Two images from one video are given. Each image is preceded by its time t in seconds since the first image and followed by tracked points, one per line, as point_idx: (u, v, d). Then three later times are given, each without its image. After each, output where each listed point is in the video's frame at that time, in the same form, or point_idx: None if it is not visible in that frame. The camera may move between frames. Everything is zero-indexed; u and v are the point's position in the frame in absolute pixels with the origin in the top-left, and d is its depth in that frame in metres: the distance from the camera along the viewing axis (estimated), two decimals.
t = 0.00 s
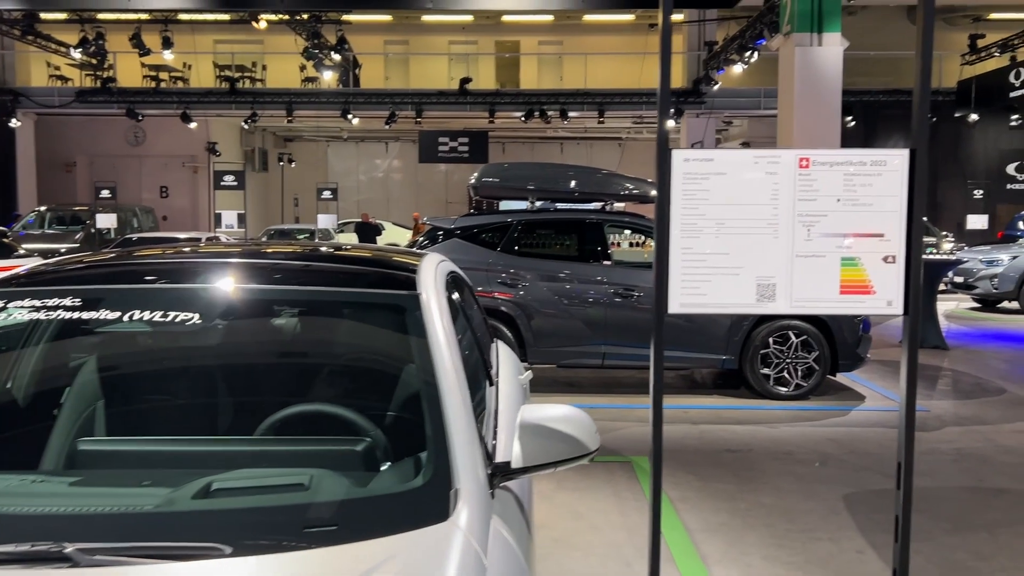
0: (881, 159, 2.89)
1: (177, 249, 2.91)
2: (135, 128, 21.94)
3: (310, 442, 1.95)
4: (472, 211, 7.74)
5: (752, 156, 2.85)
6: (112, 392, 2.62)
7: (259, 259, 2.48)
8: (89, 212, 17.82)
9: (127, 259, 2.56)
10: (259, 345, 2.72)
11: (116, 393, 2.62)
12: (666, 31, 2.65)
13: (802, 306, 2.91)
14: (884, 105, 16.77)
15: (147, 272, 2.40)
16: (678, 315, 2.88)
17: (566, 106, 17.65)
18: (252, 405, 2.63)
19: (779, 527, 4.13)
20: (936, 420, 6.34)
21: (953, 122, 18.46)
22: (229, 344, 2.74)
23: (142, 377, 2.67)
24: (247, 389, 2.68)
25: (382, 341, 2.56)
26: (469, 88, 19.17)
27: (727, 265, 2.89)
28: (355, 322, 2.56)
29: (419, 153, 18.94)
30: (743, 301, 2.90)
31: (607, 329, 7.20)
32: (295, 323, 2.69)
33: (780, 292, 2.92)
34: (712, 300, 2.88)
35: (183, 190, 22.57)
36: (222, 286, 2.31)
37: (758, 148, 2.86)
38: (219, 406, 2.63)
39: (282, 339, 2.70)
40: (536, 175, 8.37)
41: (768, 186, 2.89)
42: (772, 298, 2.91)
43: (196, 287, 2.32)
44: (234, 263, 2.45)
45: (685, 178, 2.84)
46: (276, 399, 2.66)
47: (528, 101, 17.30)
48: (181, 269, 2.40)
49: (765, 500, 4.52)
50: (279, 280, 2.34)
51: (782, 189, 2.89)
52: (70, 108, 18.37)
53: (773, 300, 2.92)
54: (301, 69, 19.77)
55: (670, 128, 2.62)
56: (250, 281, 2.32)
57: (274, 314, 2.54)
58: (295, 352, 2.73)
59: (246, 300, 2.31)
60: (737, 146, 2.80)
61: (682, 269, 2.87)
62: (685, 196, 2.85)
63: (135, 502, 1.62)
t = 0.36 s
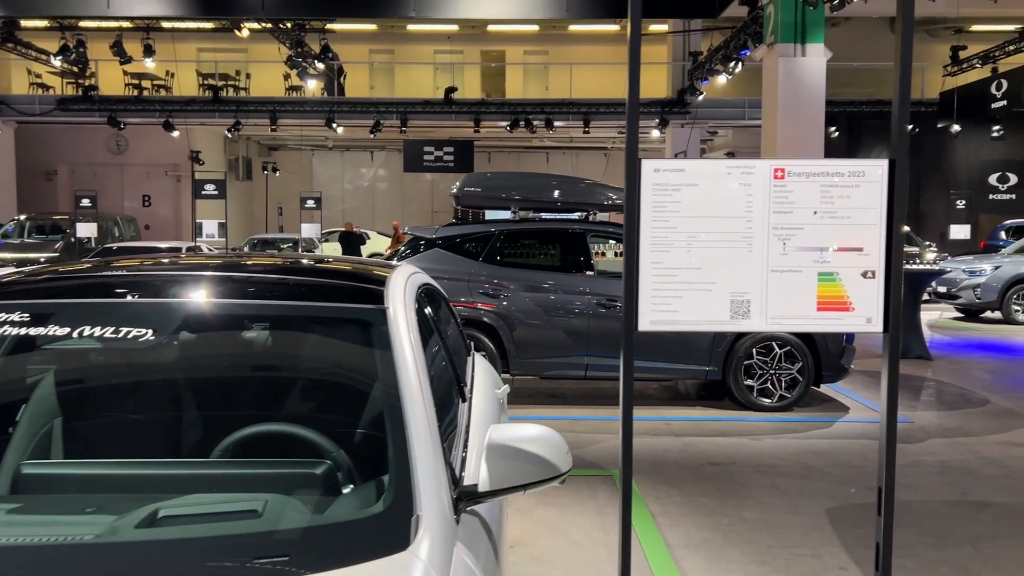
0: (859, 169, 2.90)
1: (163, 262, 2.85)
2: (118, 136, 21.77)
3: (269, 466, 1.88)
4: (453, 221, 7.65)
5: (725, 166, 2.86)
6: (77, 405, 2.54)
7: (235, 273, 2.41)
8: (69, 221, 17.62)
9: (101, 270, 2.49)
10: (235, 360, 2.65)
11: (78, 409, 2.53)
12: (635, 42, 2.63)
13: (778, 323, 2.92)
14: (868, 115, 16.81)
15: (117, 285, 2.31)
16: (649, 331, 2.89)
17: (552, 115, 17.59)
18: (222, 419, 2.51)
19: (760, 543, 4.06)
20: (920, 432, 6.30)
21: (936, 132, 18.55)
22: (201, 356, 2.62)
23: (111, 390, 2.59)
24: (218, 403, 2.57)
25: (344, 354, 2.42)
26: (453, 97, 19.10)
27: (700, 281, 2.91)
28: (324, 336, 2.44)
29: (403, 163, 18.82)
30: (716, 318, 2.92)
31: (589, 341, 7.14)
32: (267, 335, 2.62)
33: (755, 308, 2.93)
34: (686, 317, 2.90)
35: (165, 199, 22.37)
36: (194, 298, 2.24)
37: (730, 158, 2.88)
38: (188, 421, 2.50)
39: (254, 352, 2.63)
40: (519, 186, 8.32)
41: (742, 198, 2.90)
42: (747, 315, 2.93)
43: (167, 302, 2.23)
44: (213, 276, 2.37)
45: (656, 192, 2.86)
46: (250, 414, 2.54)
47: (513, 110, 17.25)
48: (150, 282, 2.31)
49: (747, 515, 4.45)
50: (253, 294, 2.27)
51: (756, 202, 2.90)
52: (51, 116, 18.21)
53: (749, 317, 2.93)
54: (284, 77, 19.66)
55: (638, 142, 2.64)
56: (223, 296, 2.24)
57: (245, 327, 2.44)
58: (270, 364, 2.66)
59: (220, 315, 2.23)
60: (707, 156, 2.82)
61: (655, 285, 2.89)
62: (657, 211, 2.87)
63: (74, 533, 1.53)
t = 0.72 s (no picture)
0: (839, 176, 2.88)
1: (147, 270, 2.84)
2: (101, 144, 21.61)
3: (224, 489, 1.82)
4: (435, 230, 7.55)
5: (697, 174, 2.84)
6: (36, 417, 2.44)
7: (211, 284, 2.37)
8: (50, 229, 17.44)
9: (77, 279, 2.46)
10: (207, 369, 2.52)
11: (31, 425, 2.42)
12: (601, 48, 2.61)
13: (752, 339, 2.90)
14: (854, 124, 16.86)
15: (87, 295, 2.27)
16: (617, 348, 2.86)
17: (538, 124, 17.53)
18: (189, 431, 2.35)
19: (744, 557, 3.98)
20: (905, 442, 6.25)
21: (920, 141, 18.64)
22: (170, 366, 2.48)
23: (73, 401, 2.48)
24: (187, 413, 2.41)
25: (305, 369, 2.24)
26: (440, 105, 19.04)
27: (671, 294, 2.87)
28: (291, 349, 2.27)
29: (389, 170, 18.72)
30: (689, 333, 2.89)
31: (573, 351, 7.06)
32: (236, 348, 2.53)
33: (729, 322, 2.90)
34: (656, 332, 2.87)
35: (150, 206, 22.18)
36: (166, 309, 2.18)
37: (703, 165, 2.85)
38: (152, 433, 2.35)
39: (223, 363, 2.53)
40: (503, 194, 8.25)
41: (715, 207, 2.88)
42: (720, 330, 2.90)
43: (139, 315, 2.16)
44: (191, 286, 2.33)
45: (624, 202, 2.83)
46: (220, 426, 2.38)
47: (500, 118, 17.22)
48: (122, 293, 2.28)
49: (730, 529, 4.37)
50: (226, 304, 2.22)
51: (730, 211, 2.88)
52: (33, 124, 18.05)
53: (722, 332, 2.91)
54: (270, 85, 19.54)
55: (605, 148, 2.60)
56: (197, 308, 2.19)
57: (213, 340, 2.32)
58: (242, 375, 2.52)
59: (193, 328, 2.17)
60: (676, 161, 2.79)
61: (624, 298, 2.85)
62: (626, 221, 2.84)
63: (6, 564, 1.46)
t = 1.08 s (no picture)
0: (813, 180, 2.82)
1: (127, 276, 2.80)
2: (86, 151, 21.41)
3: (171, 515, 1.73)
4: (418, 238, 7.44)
5: (663, 178, 2.79)
6: None
7: (186, 295, 2.31)
8: (32, 236, 17.24)
9: (51, 288, 2.41)
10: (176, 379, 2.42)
11: None
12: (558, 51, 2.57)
13: (723, 353, 2.83)
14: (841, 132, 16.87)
15: (56, 305, 2.20)
16: (579, 363, 2.78)
17: (526, 132, 17.44)
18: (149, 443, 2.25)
19: (728, 573, 3.88)
20: (892, 453, 6.18)
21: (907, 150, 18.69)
22: (135, 375, 2.38)
23: (11, 415, 2.35)
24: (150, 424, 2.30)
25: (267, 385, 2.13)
26: (428, 112, 18.95)
27: (635, 307, 2.80)
28: (254, 363, 2.13)
29: (376, 178, 18.61)
30: (656, 348, 2.81)
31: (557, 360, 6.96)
32: (204, 359, 2.44)
33: (697, 337, 2.84)
34: (619, 346, 2.80)
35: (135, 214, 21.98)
36: (136, 320, 2.12)
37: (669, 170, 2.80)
38: (111, 444, 2.26)
39: (192, 375, 2.44)
40: (487, 202, 8.16)
41: (683, 213, 2.82)
42: (688, 344, 2.84)
43: (110, 329, 2.10)
44: (166, 296, 2.27)
45: (585, 208, 2.77)
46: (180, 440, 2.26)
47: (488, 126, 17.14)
48: (91, 303, 2.22)
49: (714, 543, 4.28)
50: (198, 315, 2.14)
51: (698, 217, 2.82)
52: (15, 130, 17.85)
53: (690, 346, 2.84)
54: (256, 91, 19.40)
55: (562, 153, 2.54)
56: (174, 319, 2.12)
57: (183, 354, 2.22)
58: (211, 389, 2.44)
59: (163, 341, 2.09)
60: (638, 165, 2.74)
61: (586, 310, 2.78)
62: (588, 228, 2.77)
63: None
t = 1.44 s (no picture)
0: (785, 191, 2.76)
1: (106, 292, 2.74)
2: (72, 160, 21.24)
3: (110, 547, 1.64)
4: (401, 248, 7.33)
5: (624, 188, 2.70)
6: None
7: (160, 311, 2.24)
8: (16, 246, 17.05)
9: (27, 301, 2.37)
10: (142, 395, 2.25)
11: None
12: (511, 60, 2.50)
13: (689, 376, 2.76)
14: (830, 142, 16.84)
15: (26, 322, 2.14)
16: (535, 388, 2.70)
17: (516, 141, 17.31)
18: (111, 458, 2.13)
19: None
20: (881, 467, 6.08)
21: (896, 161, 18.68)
22: (99, 389, 2.26)
23: None
24: (113, 440, 2.17)
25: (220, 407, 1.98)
26: (417, 121, 18.85)
27: (596, 328, 2.73)
28: (212, 379, 2.02)
29: (365, 188, 18.48)
30: (617, 373, 2.74)
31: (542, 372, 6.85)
32: (169, 375, 2.21)
33: (661, 358, 2.76)
34: (578, 369, 2.72)
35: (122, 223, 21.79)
36: (106, 336, 2.04)
37: (629, 178, 2.71)
38: (71, 460, 2.14)
39: (156, 392, 2.23)
40: (472, 212, 8.06)
41: (647, 226, 2.74)
42: (653, 368, 2.76)
43: (75, 345, 2.01)
44: (140, 312, 2.20)
45: (540, 224, 2.68)
46: (146, 457, 2.12)
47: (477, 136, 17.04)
48: (60, 318, 2.16)
49: (698, 562, 4.17)
50: (168, 332, 2.07)
51: (662, 232, 2.74)
52: None
53: (654, 369, 2.76)
54: (244, 100, 19.29)
55: (516, 165, 2.47)
56: (145, 337, 2.04)
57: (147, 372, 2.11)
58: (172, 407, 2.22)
59: (135, 358, 2.00)
60: (596, 174, 2.66)
61: (544, 332, 2.70)
62: (543, 245, 2.69)
63: None
